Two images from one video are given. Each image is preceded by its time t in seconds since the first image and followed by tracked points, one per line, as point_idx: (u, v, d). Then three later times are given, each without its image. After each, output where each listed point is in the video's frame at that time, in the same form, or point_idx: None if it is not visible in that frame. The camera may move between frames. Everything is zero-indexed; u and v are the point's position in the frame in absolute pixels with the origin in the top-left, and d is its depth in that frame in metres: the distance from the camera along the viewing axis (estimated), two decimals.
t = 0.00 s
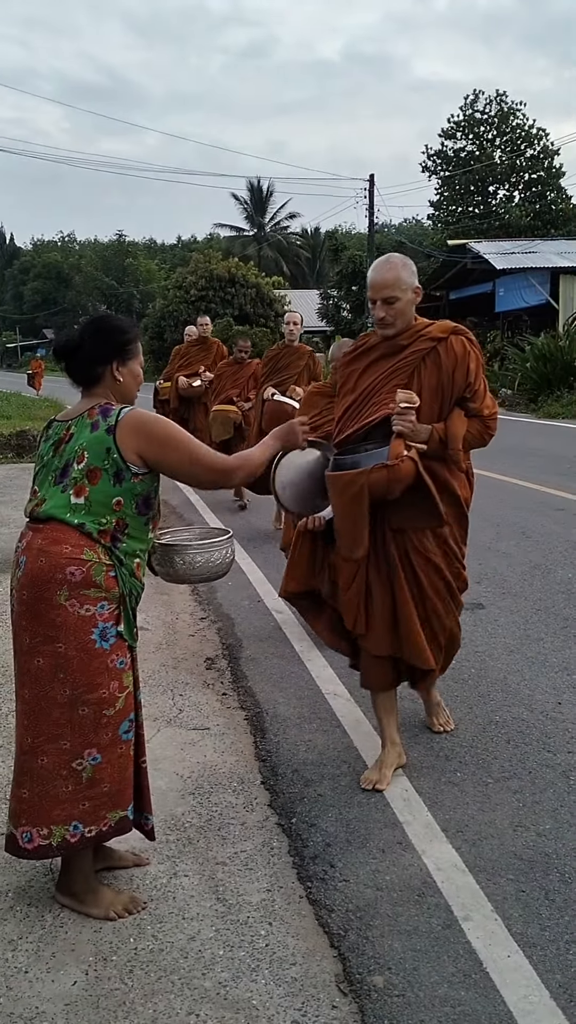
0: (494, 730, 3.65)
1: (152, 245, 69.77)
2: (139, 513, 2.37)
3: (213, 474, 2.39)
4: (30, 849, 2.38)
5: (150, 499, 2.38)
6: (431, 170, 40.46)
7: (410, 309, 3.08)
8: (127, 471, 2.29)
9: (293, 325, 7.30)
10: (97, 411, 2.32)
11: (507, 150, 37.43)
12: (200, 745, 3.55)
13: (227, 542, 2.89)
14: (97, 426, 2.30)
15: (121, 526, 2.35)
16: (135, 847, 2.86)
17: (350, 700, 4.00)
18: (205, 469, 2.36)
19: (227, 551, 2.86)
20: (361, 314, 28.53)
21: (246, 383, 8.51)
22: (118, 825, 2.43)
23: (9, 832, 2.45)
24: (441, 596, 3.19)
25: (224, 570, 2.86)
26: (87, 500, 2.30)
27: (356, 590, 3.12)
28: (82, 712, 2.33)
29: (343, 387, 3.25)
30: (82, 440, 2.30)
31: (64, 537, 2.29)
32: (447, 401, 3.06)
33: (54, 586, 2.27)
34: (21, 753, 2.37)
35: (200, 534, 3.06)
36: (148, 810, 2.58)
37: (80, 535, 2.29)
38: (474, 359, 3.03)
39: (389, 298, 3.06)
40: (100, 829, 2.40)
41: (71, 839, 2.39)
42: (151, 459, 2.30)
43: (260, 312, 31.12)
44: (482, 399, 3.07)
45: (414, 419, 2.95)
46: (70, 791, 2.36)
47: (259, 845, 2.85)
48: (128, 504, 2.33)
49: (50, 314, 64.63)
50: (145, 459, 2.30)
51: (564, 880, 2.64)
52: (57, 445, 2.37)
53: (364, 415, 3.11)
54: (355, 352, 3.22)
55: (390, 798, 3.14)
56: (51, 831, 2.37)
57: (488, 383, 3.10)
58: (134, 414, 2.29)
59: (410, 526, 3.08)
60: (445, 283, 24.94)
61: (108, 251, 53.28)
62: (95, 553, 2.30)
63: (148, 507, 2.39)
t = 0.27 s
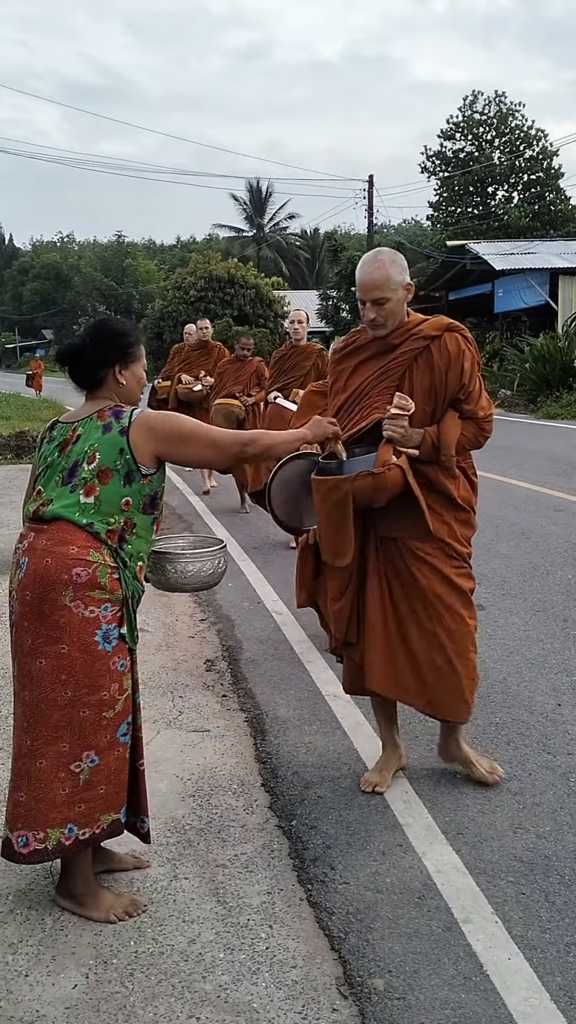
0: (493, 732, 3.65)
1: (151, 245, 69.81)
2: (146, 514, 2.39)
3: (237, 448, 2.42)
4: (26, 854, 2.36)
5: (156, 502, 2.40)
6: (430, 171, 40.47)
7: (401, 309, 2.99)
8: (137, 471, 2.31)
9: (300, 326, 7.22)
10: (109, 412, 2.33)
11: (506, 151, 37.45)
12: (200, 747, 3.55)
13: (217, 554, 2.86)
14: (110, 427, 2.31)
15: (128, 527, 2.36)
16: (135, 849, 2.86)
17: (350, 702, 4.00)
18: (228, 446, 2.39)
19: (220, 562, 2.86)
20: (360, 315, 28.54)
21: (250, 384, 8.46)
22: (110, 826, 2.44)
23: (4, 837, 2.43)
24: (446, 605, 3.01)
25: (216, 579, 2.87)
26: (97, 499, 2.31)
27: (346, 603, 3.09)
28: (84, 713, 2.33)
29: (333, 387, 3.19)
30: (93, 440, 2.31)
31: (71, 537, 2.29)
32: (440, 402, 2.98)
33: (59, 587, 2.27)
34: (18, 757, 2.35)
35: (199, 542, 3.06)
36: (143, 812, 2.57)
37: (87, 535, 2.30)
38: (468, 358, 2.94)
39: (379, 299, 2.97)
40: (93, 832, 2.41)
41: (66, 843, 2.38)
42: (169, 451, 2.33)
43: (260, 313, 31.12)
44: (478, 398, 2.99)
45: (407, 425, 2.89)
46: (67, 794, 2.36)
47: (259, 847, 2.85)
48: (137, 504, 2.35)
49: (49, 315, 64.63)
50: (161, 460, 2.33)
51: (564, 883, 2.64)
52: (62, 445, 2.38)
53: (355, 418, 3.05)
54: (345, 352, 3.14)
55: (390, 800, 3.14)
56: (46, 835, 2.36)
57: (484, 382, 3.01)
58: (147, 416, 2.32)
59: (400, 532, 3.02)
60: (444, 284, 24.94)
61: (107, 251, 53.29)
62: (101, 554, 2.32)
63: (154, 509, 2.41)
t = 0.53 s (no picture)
0: (490, 731, 3.65)
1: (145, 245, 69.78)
2: (142, 514, 2.38)
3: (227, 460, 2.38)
4: (25, 854, 2.35)
5: (152, 503, 2.40)
6: (424, 172, 40.50)
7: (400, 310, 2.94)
8: (131, 471, 2.31)
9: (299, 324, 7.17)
10: (101, 412, 2.33)
11: (499, 152, 37.50)
12: (197, 747, 3.55)
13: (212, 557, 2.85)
14: (101, 427, 2.31)
15: (124, 526, 2.36)
16: (132, 849, 2.85)
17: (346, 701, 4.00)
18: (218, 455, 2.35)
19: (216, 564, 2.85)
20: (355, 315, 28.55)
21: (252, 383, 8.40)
22: (107, 828, 2.44)
23: (2, 838, 2.43)
24: (438, 619, 2.93)
25: (211, 580, 2.87)
26: (92, 499, 2.31)
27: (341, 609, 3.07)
28: (81, 712, 2.32)
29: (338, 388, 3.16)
30: (87, 440, 2.31)
31: (68, 536, 2.29)
32: (444, 404, 2.92)
33: (56, 586, 2.26)
34: (16, 756, 2.35)
35: (196, 543, 3.06)
36: (136, 812, 2.56)
37: (83, 535, 2.30)
38: (473, 357, 2.88)
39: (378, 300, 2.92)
40: (91, 832, 2.41)
41: (64, 844, 2.38)
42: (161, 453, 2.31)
43: (254, 313, 31.09)
44: (484, 399, 2.91)
45: (408, 429, 2.83)
46: (66, 794, 2.35)
47: (257, 847, 2.85)
48: (132, 504, 2.35)
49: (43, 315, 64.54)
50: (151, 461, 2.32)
51: (561, 881, 2.65)
52: (56, 446, 2.38)
53: (357, 420, 3.01)
54: (349, 353, 3.11)
55: (387, 799, 3.15)
56: (45, 836, 2.36)
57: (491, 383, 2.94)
58: (139, 415, 2.31)
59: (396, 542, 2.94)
60: (438, 284, 24.96)
61: (101, 251, 53.21)
62: (97, 553, 2.31)
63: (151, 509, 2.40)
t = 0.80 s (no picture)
0: (482, 731, 3.66)
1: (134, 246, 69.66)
2: (124, 516, 2.36)
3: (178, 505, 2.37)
4: (16, 851, 2.36)
5: (136, 504, 2.38)
6: (413, 172, 40.54)
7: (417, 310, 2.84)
8: (111, 471, 2.29)
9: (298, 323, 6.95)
10: (81, 412, 2.32)
11: (489, 153, 37.57)
12: (188, 747, 3.54)
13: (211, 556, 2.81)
14: (80, 427, 2.30)
15: (106, 530, 2.34)
16: (125, 849, 2.85)
17: (338, 702, 4.00)
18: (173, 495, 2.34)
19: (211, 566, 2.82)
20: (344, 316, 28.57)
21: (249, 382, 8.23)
22: (100, 831, 2.43)
23: None
24: (446, 624, 2.90)
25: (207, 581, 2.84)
26: (72, 501, 2.29)
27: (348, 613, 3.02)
28: (67, 714, 2.31)
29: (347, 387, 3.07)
30: (66, 442, 2.30)
31: (49, 538, 2.28)
32: (460, 404, 2.87)
33: (37, 587, 2.26)
34: (6, 756, 2.35)
35: (190, 543, 3.05)
36: (133, 812, 2.55)
37: (64, 537, 2.29)
38: (489, 356, 2.81)
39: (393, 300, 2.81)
40: (83, 835, 2.39)
41: (54, 845, 2.37)
42: (129, 468, 2.29)
43: (243, 313, 31.08)
44: (499, 398, 2.86)
45: (425, 422, 2.80)
46: (56, 794, 2.34)
47: (249, 848, 2.84)
48: (113, 504, 2.33)
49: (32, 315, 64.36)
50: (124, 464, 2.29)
51: (554, 881, 2.65)
52: (42, 448, 2.37)
53: (370, 421, 2.93)
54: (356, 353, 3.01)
55: (380, 799, 3.14)
56: (34, 836, 2.35)
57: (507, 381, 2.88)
58: (121, 417, 2.28)
59: (409, 545, 2.89)
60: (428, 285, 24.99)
61: (90, 251, 53.10)
62: (79, 555, 2.30)
63: (135, 510, 2.39)
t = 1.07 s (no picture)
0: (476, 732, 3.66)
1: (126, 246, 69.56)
2: (111, 517, 2.35)
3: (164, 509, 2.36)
4: None
5: (124, 505, 2.36)
6: (405, 173, 40.58)
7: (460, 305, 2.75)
8: (98, 473, 2.29)
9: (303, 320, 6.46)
10: (73, 412, 2.31)
11: (481, 155, 37.61)
12: (182, 748, 3.54)
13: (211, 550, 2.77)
14: (71, 427, 2.29)
15: (92, 531, 2.33)
16: (118, 850, 2.84)
17: (332, 702, 3.99)
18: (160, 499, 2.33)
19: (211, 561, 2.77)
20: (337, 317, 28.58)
21: (249, 383, 8.01)
22: (86, 833, 2.41)
23: None
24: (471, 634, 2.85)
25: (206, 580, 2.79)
26: (58, 501, 2.29)
27: (377, 618, 2.94)
28: (48, 716, 2.30)
29: (375, 388, 2.96)
30: (55, 442, 2.30)
31: (34, 538, 2.28)
32: (502, 404, 2.80)
33: (20, 588, 2.25)
34: None
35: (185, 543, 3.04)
36: (123, 817, 2.54)
37: (49, 537, 2.28)
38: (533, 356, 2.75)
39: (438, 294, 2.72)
40: (64, 836, 2.38)
41: (34, 844, 2.36)
42: (120, 468, 2.28)
43: (236, 314, 31.08)
44: (539, 400, 2.81)
45: (476, 415, 2.66)
46: (35, 794, 2.34)
47: (242, 849, 2.84)
48: (100, 505, 2.32)
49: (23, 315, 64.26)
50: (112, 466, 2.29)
51: (548, 881, 2.65)
52: (34, 448, 2.37)
53: (408, 421, 2.81)
54: (388, 351, 2.91)
55: (374, 799, 3.14)
56: (13, 835, 2.34)
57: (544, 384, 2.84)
58: (112, 417, 2.28)
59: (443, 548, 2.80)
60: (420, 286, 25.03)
61: (82, 252, 53.04)
62: (64, 556, 2.29)
63: (123, 512, 2.38)
